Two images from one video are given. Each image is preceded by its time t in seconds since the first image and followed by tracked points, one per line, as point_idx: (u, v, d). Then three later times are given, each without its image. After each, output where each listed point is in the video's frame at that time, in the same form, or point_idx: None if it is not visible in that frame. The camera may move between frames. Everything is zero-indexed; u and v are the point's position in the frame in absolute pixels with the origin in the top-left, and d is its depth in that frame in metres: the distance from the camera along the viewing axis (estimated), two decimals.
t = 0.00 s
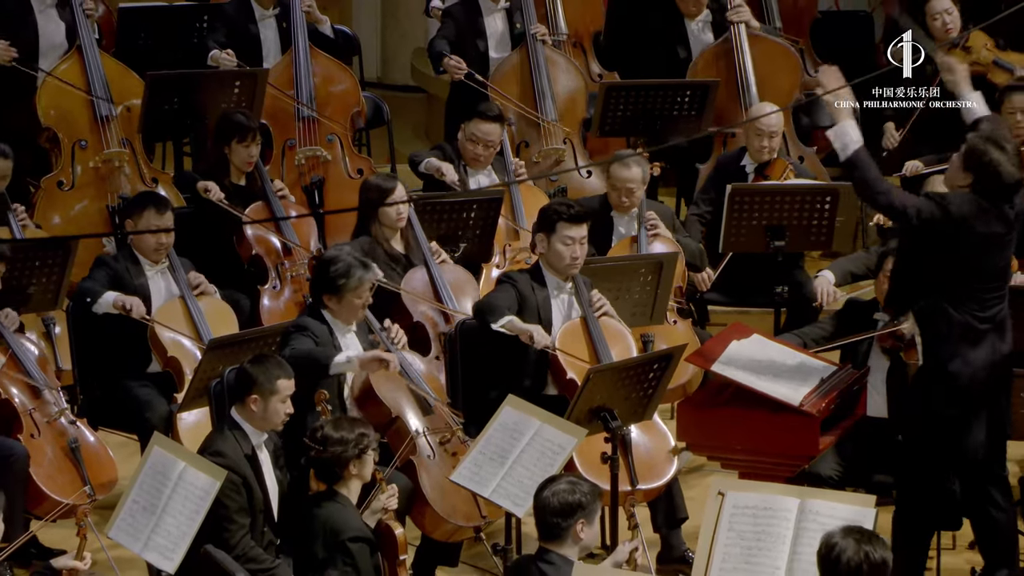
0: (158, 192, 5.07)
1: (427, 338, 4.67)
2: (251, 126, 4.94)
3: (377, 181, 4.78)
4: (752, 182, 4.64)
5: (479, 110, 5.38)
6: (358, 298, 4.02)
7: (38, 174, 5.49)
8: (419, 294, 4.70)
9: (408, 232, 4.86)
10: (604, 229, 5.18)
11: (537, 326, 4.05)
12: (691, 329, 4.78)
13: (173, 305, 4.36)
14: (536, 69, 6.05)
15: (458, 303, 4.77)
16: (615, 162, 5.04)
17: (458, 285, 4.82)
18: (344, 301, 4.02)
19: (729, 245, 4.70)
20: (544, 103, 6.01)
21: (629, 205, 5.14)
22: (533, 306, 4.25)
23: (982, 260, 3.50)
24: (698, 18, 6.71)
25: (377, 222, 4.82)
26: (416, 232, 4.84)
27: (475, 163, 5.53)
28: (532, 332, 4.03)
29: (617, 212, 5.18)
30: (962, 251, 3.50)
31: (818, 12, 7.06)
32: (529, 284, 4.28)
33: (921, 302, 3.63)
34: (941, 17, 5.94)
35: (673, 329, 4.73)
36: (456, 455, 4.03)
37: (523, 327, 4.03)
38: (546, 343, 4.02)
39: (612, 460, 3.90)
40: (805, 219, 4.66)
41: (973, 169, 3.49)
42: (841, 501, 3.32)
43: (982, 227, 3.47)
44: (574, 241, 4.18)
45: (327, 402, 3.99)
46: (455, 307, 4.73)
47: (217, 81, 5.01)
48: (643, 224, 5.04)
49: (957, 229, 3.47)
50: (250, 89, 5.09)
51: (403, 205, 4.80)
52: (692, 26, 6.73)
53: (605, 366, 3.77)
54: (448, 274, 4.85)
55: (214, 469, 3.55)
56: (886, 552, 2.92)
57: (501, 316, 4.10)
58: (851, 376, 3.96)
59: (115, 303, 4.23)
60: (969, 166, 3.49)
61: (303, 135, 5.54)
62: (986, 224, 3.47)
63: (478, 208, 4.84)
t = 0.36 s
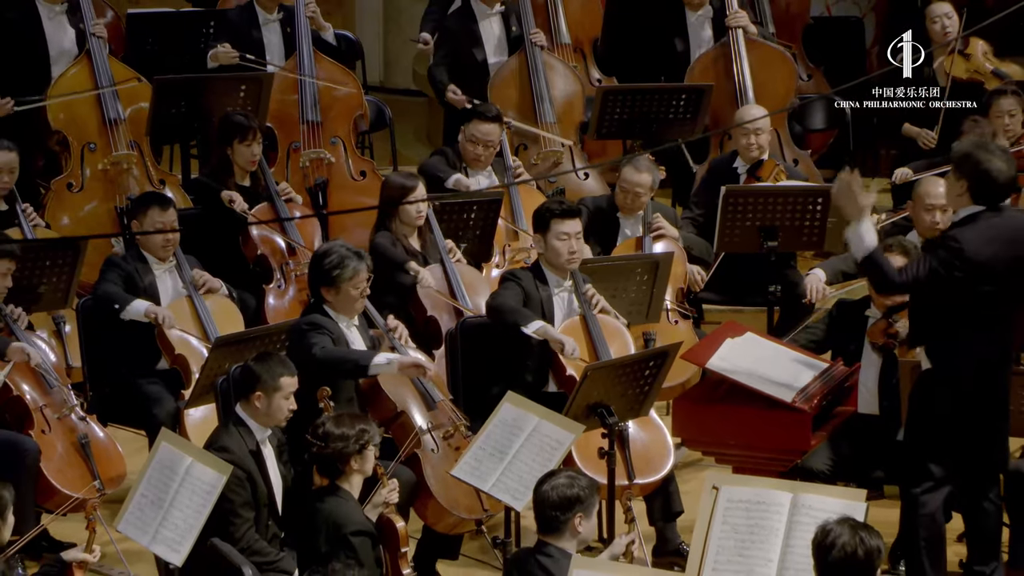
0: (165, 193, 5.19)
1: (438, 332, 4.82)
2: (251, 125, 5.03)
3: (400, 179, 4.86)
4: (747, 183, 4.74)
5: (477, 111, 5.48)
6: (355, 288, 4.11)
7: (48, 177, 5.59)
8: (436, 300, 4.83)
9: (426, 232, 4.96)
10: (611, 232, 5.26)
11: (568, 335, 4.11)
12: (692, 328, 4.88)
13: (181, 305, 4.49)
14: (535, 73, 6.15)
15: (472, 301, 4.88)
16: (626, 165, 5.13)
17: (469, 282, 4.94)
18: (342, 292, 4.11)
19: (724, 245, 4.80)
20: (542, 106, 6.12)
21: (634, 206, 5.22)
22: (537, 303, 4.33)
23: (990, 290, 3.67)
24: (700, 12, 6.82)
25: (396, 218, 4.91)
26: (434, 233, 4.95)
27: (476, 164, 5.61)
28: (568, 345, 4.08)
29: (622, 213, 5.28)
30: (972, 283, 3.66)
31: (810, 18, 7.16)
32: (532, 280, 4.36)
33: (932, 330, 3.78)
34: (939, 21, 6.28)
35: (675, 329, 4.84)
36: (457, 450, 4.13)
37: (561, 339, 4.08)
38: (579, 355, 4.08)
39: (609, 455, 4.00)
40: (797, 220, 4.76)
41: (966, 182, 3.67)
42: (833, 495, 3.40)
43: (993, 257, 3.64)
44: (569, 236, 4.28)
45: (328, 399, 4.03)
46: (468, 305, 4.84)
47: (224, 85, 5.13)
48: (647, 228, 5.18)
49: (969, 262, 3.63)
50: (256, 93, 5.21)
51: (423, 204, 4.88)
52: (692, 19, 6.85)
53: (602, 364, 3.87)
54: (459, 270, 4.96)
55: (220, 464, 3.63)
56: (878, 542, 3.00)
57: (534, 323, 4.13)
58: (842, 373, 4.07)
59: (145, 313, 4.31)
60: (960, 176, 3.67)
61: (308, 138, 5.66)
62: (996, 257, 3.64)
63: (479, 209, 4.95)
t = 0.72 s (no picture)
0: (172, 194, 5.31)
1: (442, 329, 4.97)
2: (251, 127, 5.15)
3: (411, 180, 4.94)
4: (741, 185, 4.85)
5: (473, 113, 5.58)
6: (365, 283, 4.20)
7: (57, 178, 5.70)
8: (439, 298, 4.98)
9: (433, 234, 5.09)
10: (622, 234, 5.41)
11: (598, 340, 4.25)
12: (691, 327, 4.97)
13: (188, 304, 4.61)
14: (534, 76, 6.26)
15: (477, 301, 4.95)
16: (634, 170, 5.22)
17: (474, 282, 5.01)
18: (352, 287, 4.19)
19: (718, 246, 4.91)
20: (542, 109, 6.20)
21: (639, 209, 5.35)
22: (537, 304, 4.39)
23: (992, 286, 3.77)
24: (695, 11, 6.99)
25: (403, 222, 5.03)
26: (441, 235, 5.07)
27: (474, 165, 5.71)
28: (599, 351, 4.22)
29: (627, 216, 5.41)
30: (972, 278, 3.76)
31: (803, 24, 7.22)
32: (528, 281, 4.42)
33: (936, 340, 3.85)
34: (939, 25, 6.38)
35: (674, 327, 4.93)
36: (459, 445, 4.23)
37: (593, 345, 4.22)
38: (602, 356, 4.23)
39: (606, 450, 4.10)
40: (789, 220, 4.87)
41: (947, 189, 3.78)
42: (826, 489, 3.49)
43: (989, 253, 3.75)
44: (561, 233, 4.36)
45: (332, 395, 4.18)
46: (472, 304, 4.92)
47: (229, 89, 5.25)
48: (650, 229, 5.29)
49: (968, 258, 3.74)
50: (260, 97, 5.33)
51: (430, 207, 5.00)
52: (687, 18, 7.02)
53: (600, 361, 3.96)
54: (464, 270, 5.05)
55: (227, 458, 3.71)
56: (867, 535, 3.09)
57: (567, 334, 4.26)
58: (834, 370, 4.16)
59: (186, 326, 4.43)
60: (935, 185, 3.80)
61: (312, 140, 5.73)
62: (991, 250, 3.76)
63: (479, 210, 5.05)
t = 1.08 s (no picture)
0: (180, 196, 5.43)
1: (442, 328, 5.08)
2: (257, 129, 5.25)
3: (396, 182, 5.05)
4: (736, 186, 4.95)
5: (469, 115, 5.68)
6: (361, 278, 4.28)
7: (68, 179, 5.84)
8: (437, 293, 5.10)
9: (426, 232, 5.18)
10: (605, 229, 5.45)
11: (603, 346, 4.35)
12: (679, 323, 5.09)
13: (196, 303, 4.69)
14: (538, 81, 6.37)
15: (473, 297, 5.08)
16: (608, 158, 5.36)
17: (469, 278, 5.13)
18: (348, 283, 4.27)
19: (713, 245, 5.02)
20: (545, 112, 6.31)
21: (622, 199, 5.43)
22: (533, 306, 4.49)
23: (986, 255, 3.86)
24: (693, 13, 7.00)
25: (397, 223, 5.13)
26: (436, 234, 5.15)
27: (473, 166, 5.80)
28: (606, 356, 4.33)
29: (611, 207, 5.48)
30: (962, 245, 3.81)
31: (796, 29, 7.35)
32: (524, 283, 4.51)
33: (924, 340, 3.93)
34: (927, 29, 6.39)
35: (664, 324, 5.04)
36: (460, 440, 4.31)
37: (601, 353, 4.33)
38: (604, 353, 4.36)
39: (604, 445, 4.19)
40: (783, 221, 4.97)
41: (935, 181, 3.84)
42: (819, 483, 3.57)
43: (981, 225, 3.79)
44: (553, 232, 4.47)
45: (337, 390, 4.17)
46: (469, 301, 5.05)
47: (235, 92, 5.36)
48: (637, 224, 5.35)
49: (961, 227, 3.76)
50: (266, 100, 5.44)
51: (420, 207, 5.08)
52: (684, 22, 7.01)
53: (597, 358, 4.05)
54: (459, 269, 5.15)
55: (233, 454, 3.78)
56: (857, 531, 3.19)
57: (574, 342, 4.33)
58: (826, 367, 4.27)
59: (213, 329, 4.52)
60: (923, 177, 3.85)
61: (317, 141, 5.86)
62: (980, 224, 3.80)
63: (480, 210, 5.16)
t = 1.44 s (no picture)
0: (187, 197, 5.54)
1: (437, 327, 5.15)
2: (263, 132, 5.36)
3: (389, 185, 5.18)
4: (730, 187, 5.05)
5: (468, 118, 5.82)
6: (352, 279, 4.42)
7: (78, 181, 5.96)
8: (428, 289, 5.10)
9: (419, 230, 5.41)
10: (586, 226, 5.53)
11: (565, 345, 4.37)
12: (669, 320, 5.20)
13: (201, 301, 4.81)
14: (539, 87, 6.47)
15: (467, 297, 5.14)
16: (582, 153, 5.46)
17: (465, 279, 5.19)
18: (340, 284, 4.42)
19: (708, 244, 5.12)
20: (545, 115, 6.43)
21: (598, 192, 5.51)
22: (528, 305, 4.61)
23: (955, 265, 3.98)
24: (689, 17, 7.09)
25: (391, 224, 5.35)
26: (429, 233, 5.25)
27: (471, 168, 5.90)
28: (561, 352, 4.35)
29: (590, 203, 5.57)
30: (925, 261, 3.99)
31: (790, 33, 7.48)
32: (520, 283, 4.63)
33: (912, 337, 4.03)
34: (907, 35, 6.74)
35: (653, 320, 5.16)
36: (458, 437, 4.41)
37: (555, 348, 4.36)
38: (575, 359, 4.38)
39: (601, 441, 4.29)
40: (777, 221, 5.07)
41: (893, 203, 4.01)
42: (814, 479, 3.65)
43: (944, 239, 3.97)
44: (553, 232, 4.57)
45: (341, 386, 4.26)
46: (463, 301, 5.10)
47: (242, 95, 5.48)
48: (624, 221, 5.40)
49: (921, 247, 3.96)
50: (271, 103, 5.56)
51: (412, 209, 5.26)
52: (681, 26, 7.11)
53: (595, 355, 4.15)
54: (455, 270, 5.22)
55: (239, 448, 3.87)
56: (851, 524, 3.28)
57: (529, 340, 4.39)
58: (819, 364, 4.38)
59: (202, 328, 4.59)
60: (882, 201, 4.02)
61: (321, 144, 5.97)
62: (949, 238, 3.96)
63: (480, 210, 5.26)
